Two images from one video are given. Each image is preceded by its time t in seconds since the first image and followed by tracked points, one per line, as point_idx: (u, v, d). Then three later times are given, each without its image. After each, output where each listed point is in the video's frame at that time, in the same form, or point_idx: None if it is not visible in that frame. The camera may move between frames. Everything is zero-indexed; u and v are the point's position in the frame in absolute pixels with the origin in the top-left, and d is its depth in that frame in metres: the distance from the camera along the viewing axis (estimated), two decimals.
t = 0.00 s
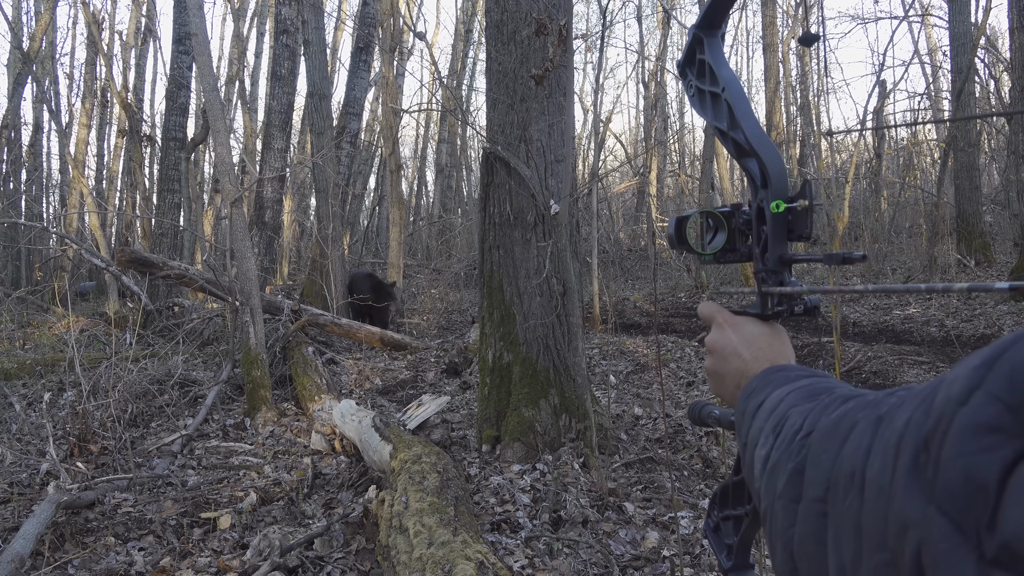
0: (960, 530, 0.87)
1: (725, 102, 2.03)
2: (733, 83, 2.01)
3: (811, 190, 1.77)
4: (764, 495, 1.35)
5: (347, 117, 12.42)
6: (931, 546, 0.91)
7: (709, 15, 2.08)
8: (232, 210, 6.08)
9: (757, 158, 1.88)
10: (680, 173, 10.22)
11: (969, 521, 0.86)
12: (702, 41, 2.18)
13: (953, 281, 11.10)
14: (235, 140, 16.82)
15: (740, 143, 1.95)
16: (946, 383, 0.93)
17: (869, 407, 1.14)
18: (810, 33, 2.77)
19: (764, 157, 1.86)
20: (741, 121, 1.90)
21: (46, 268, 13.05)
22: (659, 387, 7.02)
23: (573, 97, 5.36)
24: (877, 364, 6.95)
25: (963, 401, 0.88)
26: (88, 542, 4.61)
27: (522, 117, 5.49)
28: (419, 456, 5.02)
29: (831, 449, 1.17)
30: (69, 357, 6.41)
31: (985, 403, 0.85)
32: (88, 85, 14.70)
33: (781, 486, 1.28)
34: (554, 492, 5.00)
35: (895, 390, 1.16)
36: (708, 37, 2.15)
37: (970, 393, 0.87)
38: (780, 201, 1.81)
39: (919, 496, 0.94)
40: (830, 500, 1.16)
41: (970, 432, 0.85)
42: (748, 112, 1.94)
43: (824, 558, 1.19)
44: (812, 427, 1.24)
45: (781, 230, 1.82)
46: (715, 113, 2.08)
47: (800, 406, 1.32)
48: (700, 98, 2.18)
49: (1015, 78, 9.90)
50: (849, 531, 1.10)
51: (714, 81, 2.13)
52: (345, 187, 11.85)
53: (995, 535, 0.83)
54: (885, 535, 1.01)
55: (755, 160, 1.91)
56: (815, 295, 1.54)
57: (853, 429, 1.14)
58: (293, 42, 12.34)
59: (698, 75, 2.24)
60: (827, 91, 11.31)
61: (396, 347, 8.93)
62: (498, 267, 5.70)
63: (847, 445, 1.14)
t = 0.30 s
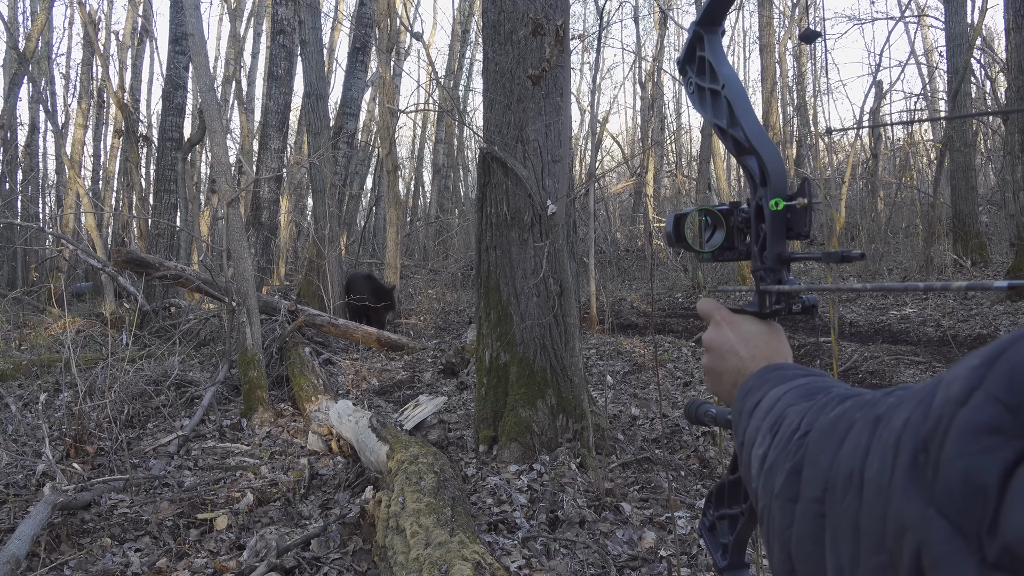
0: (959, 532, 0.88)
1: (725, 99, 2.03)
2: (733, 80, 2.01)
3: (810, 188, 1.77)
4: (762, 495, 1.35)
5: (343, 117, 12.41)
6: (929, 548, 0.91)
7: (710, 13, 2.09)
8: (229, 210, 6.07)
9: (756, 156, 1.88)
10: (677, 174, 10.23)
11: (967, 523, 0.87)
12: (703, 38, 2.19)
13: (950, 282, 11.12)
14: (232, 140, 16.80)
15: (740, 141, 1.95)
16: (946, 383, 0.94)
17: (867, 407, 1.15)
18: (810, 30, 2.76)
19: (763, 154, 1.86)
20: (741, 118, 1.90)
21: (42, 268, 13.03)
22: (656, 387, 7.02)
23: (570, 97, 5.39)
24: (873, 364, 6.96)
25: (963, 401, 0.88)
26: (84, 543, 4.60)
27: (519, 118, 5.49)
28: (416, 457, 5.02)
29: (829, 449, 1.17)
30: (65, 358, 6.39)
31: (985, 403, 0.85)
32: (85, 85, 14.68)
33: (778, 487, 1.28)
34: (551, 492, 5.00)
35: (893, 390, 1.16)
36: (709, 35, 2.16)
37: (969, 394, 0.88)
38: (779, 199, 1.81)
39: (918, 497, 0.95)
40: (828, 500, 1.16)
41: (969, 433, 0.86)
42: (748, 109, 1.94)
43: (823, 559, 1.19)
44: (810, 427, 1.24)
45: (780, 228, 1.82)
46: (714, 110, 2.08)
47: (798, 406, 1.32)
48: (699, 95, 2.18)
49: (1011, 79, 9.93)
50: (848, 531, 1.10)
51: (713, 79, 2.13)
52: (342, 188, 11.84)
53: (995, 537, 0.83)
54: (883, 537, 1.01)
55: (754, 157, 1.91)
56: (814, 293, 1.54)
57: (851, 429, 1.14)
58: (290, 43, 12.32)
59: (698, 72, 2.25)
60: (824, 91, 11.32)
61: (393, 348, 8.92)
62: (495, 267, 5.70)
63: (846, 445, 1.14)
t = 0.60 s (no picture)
0: (971, 529, 0.90)
1: (725, 97, 2.03)
2: (733, 79, 2.02)
3: (811, 187, 1.77)
4: (765, 494, 1.35)
5: (340, 118, 12.38)
6: (940, 546, 0.93)
7: (708, 12, 2.09)
8: (225, 211, 6.05)
9: (757, 155, 1.89)
10: (673, 174, 10.22)
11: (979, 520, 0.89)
12: (702, 37, 2.19)
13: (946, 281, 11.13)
14: (228, 141, 16.77)
15: (740, 139, 1.96)
16: (954, 380, 0.96)
17: (872, 405, 1.16)
18: (810, 29, 2.77)
19: (764, 153, 1.87)
20: (742, 117, 1.91)
21: (38, 270, 12.99)
22: (654, 387, 7.02)
23: (567, 97, 5.39)
24: (870, 363, 6.96)
25: (973, 399, 0.91)
26: (80, 545, 4.59)
27: (515, 118, 5.48)
28: (413, 458, 5.02)
29: (835, 447, 1.18)
30: (61, 359, 6.37)
31: (996, 400, 0.88)
32: (80, 86, 14.64)
33: (782, 486, 1.28)
34: (549, 493, 5.00)
35: (898, 389, 1.17)
36: (709, 33, 2.16)
37: (980, 391, 0.90)
38: (781, 198, 1.82)
39: (928, 494, 0.96)
40: (833, 499, 1.17)
41: (980, 431, 0.88)
42: (748, 107, 1.94)
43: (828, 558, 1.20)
44: (814, 426, 1.25)
45: (781, 227, 1.83)
46: (715, 108, 2.09)
47: (800, 404, 1.33)
48: (699, 93, 2.18)
49: (1007, 79, 9.95)
50: (854, 530, 1.11)
51: (713, 77, 2.14)
52: (338, 188, 11.82)
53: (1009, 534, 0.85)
54: (890, 536, 1.03)
55: (754, 156, 1.92)
56: (817, 292, 1.54)
57: (856, 427, 1.16)
58: (286, 43, 12.29)
59: (697, 71, 2.25)
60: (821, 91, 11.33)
61: (390, 349, 8.91)
62: (492, 267, 5.69)
63: (851, 444, 1.15)
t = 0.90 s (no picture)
0: (980, 527, 0.90)
1: (723, 92, 2.03)
2: (731, 74, 2.01)
3: (810, 183, 1.77)
4: (765, 491, 1.36)
5: (336, 118, 12.37)
6: (949, 544, 0.93)
7: (707, 8, 2.09)
8: (221, 211, 6.03)
9: (755, 150, 1.89)
10: (670, 173, 10.23)
11: (991, 518, 0.89)
12: (700, 31, 2.18)
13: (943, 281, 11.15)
14: (224, 141, 16.74)
15: (739, 134, 1.96)
16: (961, 376, 0.97)
17: (875, 402, 1.16)
18: (808, 23, 2.78)
19: (762, 148, 1.87)
20: (740, 112, 1.90)
21: (33, 270, 12.95)
22: (650, 387, 7.02)
23: (563, 97, 5.38)
24: (866, 362, 6.98)
25: (983, 395, 0.91)
26: (76, 546, 4.59)
27: (512, 117, 5.48)
28: (410, 457, 5.01)
29: (838, 444, 1.18)
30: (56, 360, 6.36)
31: (1007, 396, 0.88)
32: (76, 86, 14.61)
33: (784, 483, 1.29)
34: (545, 493, 5.00)
35: (900, 385, 1.18)
36: (707, 27, 2.15)
37: (989, 387, 0.91)
38: (779, 193, 1.83)
39: (937, 491, 0.96)
40: (837, 497, 1.18)
41: (991, 427, 0.89)
42: (747, 102, 1.95)
43: (831, 555, 1.20)
44: (816, 422, 1.26)
45: (779, 222, 1.84)
46: (713, 103, 2.09)
47: (801, 401, 1.33)
48: (697, 88, 2.18)
49: (1002, 78, 9.97)
50: (859, 528, 1.11)
51: (712, 72, 2.13)
52: (334, 188, 11.81)
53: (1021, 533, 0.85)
54: (897, 533, 1.03)
55: (753, 151, 1.92)
56: (816, 288, 1.55)
57: (860, 423, 1.16)
58: (282, 43, 12.27)
59: (695, 65, 2.25)
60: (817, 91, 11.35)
61: (386, 349, 8.90)
62: (488, 267, 5.69)
63: (855, 441, 1.15)
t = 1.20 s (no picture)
0: (982, 529, 0.90)
1: (725, 90, 2.03)
2: (734, 71, 2.02)
3: (810, 181, 1.77)
4: (764, 490, 1.37)
5: (333, 117, 12.36)
6: (951, 545, 0.93)
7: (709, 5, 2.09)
8: (218, 210, 6.02)
9: (757, 148, 1.90)
10: (667, 173, 10.24)
11: (993, 519, 0.89)
12: (702, 28, 2.18)
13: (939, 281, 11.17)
14: (221, 139, 16.71)
15: (740, 132, 1.96)
16: (964, 376, 0.97)
17: (876, 402, 1.17)
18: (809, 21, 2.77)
19: (764, 146, 1.87)
20: (742, 110, 1.91)
21: (29, 268, 12.92)
22: (647, 386, 7.02)
23: (560, 96, 5.38)
24: (863, 362, 6.99)
25: (986, 396, 0.91)
26: (72, 545, 4.57)
27: (509, 116, 5.48)
28: (407, 456, 5.01)
29: (839, 443, 1.19)
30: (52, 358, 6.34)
31: (1009, 396, 0.88)
32: (72, 84, 14.56)
33: (783, 483, 1.29)
34: (542, 492, 5.00)
35: (901, 385, 1.18)
36: (708, 24, 2.15)
37: (992, 386, 0.91)
38: (780, 191, 1.83)
39: (939, 492, 0.96)
40: (836, 497, 1.18)
41: (994, 428, 0.89)
42: (749, 100, 1.95)
43: (830, 556, 1.21)
44: (816, 422, 1.26)
45: (780, 220, 1.84)
46: (715, 100, 2.09)
47: (800, 400, 1.34)
48: (699, 85, 2.18)
49: (1000, 79, 9.98)
50: (859, 529, 1.12)
51: (713, 69, 2.14)
52: (332, 187, 11.80)
53: None
54: (897, 534, 1.04)
55: (754, 149, 1.92)
56: (816, 286, 1.55)
57: (861, 423, 1.16)
58: (279, 41, 12.27)
59: (697, 62, 2.25)
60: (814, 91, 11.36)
61: (383, 347, 8.89)
62: (485, 266, 5.70)
63: (856, 441, 1.16)
